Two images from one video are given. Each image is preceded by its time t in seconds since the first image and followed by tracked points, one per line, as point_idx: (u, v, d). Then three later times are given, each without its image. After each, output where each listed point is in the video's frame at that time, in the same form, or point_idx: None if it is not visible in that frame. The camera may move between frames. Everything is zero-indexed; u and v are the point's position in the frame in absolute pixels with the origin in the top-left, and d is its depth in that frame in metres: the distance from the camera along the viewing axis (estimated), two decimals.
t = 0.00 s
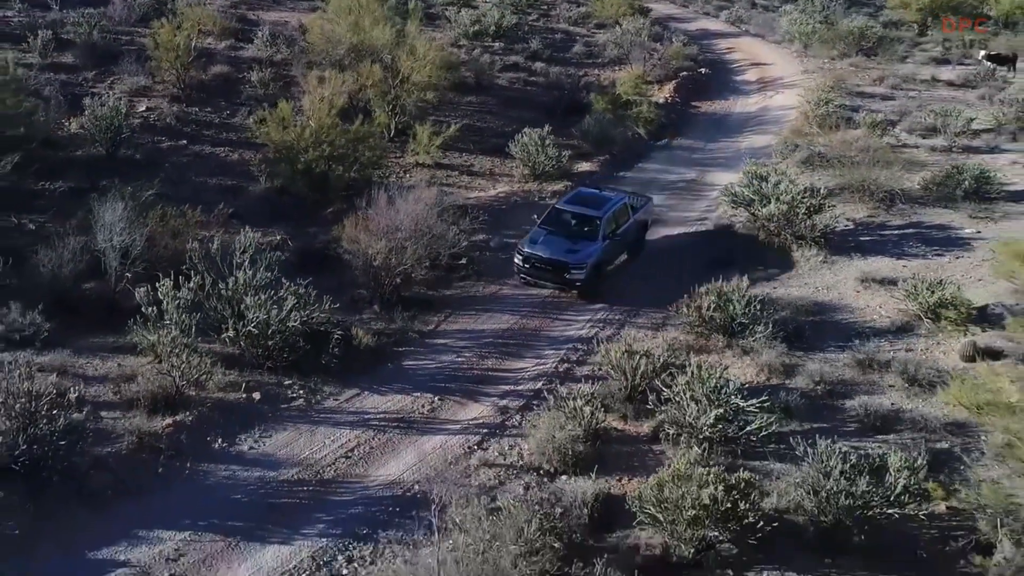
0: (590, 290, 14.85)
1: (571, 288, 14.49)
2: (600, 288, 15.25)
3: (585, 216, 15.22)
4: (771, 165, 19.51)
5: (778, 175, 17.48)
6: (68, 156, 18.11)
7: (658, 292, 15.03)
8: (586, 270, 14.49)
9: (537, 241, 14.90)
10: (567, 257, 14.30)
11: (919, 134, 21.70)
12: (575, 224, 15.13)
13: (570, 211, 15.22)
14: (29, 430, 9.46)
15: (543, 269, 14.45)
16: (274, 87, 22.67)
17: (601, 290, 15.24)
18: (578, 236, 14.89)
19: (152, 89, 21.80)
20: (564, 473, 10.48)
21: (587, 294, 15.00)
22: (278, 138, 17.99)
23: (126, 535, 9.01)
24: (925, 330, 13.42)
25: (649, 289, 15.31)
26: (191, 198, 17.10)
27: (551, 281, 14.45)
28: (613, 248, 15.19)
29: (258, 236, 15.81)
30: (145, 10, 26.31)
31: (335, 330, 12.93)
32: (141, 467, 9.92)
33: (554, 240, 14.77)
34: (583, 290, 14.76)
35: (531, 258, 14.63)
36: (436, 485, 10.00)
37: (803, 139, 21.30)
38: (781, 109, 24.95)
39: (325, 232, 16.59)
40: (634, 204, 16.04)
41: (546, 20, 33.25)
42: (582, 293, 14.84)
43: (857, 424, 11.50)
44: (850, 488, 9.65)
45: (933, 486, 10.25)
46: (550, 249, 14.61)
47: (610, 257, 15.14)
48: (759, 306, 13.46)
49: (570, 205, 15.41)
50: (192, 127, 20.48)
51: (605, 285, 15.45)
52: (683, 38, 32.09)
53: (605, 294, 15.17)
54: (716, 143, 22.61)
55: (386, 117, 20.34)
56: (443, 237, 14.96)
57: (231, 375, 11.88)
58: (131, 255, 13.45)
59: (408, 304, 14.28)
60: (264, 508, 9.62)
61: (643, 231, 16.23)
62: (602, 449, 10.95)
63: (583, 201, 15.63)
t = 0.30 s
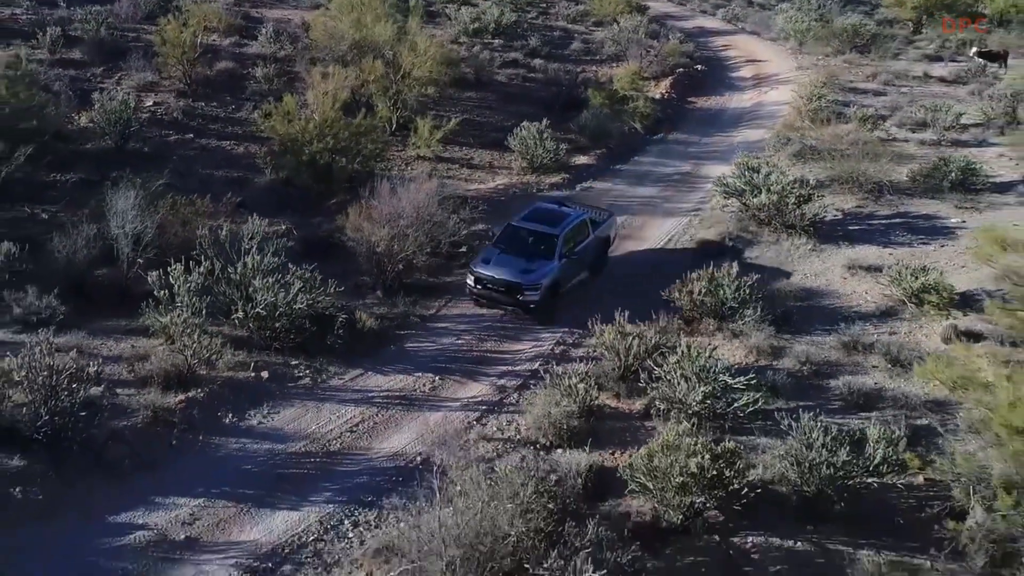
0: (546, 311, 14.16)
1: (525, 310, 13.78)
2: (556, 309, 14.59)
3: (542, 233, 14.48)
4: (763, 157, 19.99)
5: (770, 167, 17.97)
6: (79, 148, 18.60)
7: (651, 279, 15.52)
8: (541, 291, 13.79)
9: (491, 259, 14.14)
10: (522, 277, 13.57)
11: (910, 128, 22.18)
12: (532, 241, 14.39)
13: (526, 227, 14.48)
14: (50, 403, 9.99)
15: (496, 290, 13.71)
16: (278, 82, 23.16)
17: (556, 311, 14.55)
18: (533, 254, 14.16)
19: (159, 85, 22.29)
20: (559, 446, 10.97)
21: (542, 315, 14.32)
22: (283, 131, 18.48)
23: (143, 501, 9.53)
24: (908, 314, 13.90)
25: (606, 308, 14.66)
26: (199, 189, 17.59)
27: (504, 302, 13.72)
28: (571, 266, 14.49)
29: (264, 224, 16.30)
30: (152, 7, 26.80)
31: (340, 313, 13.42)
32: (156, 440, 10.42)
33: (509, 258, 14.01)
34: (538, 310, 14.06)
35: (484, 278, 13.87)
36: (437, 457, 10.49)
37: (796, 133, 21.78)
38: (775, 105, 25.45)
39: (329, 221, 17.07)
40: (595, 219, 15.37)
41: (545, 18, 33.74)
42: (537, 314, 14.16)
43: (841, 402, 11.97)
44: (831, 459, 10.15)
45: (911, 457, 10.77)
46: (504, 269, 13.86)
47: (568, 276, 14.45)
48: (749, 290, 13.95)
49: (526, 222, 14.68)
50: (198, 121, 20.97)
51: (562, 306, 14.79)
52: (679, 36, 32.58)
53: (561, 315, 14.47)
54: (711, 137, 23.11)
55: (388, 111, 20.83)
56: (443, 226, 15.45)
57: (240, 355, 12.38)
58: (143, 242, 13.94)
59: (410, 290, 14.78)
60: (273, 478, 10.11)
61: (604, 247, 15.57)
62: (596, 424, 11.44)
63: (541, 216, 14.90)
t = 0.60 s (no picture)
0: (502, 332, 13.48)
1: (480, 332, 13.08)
2: (513, 330, 13.92)
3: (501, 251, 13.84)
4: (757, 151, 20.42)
5: (763, 160, 18.40)
6: (87, 142, 19.02)
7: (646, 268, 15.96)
8: (498, 312, 13.11)
9: (446, 278, 13.45)
10: (478, 296, 12.90)
11: (902, 124, 22.62)
12: (490, 259, 13.73)
13: (485, 243, 13.82)
14: (67, 380, 10.36)
15: (449, 311, 13.01)
16: (282, 79, 23.58)
17: (513, 332, 13.89)
18: (491, 273, 13.49)
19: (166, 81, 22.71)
20: (556, 425, 11.40)
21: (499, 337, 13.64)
22: (288, 125, 18.91)
23: (157, 473, 9.98)
24: (896, 302, 14.34)
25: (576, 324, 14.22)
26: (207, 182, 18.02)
27: (459, 323, 13.02)
28: (529, 285, 13.85)
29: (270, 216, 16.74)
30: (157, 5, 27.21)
31: (344, 300, 13.86)
32: (169, 418, 10.84)
33: (465, 276, 13.32)
34: (494, 332, 13.37)
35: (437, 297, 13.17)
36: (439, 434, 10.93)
37: (790, 128, 22.22)
38: (769, 101, 25.90)
39: (333, 213, 17.50)
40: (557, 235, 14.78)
41: (544, 16, 34.17)
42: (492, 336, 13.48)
43: (830, 383, 12.38)
44: (816, 435, 10.58)
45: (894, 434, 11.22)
46: (458, 288, 13.16)
47: (526, 296, 13.80)
48: (741, 278, 14.38)
49: (484, 237, 14.02)
50: (204, 116, 21.39)
51: (521, 326, 14.14)
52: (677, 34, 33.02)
53: (518, 336, 13.82)
54: (707, 132, 23.55)
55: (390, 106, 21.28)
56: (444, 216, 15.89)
57: (248, 339, 12.81)
58: (153, 231, 14.37)
59: (412, 278, 15.21)
60: (282, 454, 10.53)
61: (565, 265, 14.98)
62: (591, 404, 11.88)
63: (501, 232, 14.26)
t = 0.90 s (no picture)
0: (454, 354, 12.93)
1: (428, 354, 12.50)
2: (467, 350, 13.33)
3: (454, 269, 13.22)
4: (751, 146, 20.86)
5: (757, 153, 18.82)
6: (96, 137, 19.43)
7: (641, 258, 16.39)
8: (447, 334, 12.53)
9: (395, 298, 12.86)
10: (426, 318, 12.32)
11: (894, 119, 23.07)
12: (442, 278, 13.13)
13: (438, 261, 13.22)
14: (84, 360, 10.80)
15: (396, 332, 12.47)
16: (285, 76, 24.04)
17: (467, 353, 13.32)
18: (442, 292, 12.90)
19: (172, 78, 23.14)
20: (552, 406, 11.80)
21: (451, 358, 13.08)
22: (293, 120, 19.33)
23: (170, 449, 10.42)
24: (883, 290, 14.79)
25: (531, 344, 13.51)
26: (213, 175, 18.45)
27: (406, 345, 12.44)
28: (484, 305, 13.25)
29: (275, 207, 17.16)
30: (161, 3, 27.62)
31: (348, 288, 14.29)
32: (180, 398, 11.28)
33: (413, 296, 12.73)
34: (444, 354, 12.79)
35: (385, 317, 12.61)
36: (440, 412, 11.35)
37: (784, 123, 22.66)
38: (765, 98, 26.33)
39: (336, 205, 17.94)
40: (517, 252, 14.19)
41: (544, 15, 34.60)
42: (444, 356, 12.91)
43: (818, 367, 12.82)
44: (803, 413, 11.00)
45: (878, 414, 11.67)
46: (407, 307, 12.59)
47: (479, 317, 13.20)
48: (733, 266, 14.82)
49: (438, 254, 13.41)
50: (210, 112, 21.83)
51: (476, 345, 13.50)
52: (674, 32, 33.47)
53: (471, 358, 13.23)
54: (703, 128, 23.99)
55: (392, 102, 21.72)
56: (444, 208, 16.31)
57: (256, 325, 13.24)
58: (163, 221, 14.82)
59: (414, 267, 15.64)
60: (289, 432, 10.97)
61: (526, 282, 14.38)
62: (587, 387, 12.27)
63: (457, 249, 13.64)
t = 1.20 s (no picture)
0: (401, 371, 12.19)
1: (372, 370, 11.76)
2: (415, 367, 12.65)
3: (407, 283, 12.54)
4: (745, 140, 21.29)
5: (750, 147, 19.25)
6: (104, 131, 19.85)
7: (637, 249, 16.82)
8: (393, 349, 11.80)
9: (340, 309, 12.17)
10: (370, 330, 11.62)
11: (886, 114, 23.52)
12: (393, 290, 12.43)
13: (389, 273, 12.56)
14: (100, 341, 11.24)
15: (339, 345, 11.76)
16: (288, 72, 24.45)
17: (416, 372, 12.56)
18: (390, 305, 12.20)
19: (178, 74, 23.56)
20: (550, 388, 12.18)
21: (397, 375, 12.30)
22: (297, 115, 19.75)
23: (182, 427, 10.84)
24: (872, 278, 15.23)
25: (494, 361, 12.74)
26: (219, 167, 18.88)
27: (348, 358, 11.70)
28: (435, 321, 12.52)
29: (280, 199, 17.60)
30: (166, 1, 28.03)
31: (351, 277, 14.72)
32: (191, 379, 11.71)
33: (359, 308, 12.03)
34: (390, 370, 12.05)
35: (327, 329, 11.92)
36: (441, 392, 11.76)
37: (778, 118, 23.10)
38: (760, 94, 26.76)
39: (339, 197, 18.39)
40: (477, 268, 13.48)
41: (543, 13, 35.02)
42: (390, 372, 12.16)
43: (807, 351, 13.24)
44: (792, 393, 11.43)
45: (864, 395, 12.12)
46: (351, 319, 11.90)
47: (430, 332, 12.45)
48: (726, 256, 15.25)
49: (390, 266, 12.75)
50: (215, 107, 22.27)
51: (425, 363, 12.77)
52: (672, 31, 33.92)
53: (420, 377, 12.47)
54: (698, 124, 24.42)
55: (394, 97, 22.15)
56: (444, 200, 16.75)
57: (263, 311, 13.67)
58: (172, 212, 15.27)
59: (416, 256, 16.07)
60: (294, 412, 11.39)
61: (485, 300, 13.65)
62: (583, 371, 12.67)
63: (411, 262, 12.96)
